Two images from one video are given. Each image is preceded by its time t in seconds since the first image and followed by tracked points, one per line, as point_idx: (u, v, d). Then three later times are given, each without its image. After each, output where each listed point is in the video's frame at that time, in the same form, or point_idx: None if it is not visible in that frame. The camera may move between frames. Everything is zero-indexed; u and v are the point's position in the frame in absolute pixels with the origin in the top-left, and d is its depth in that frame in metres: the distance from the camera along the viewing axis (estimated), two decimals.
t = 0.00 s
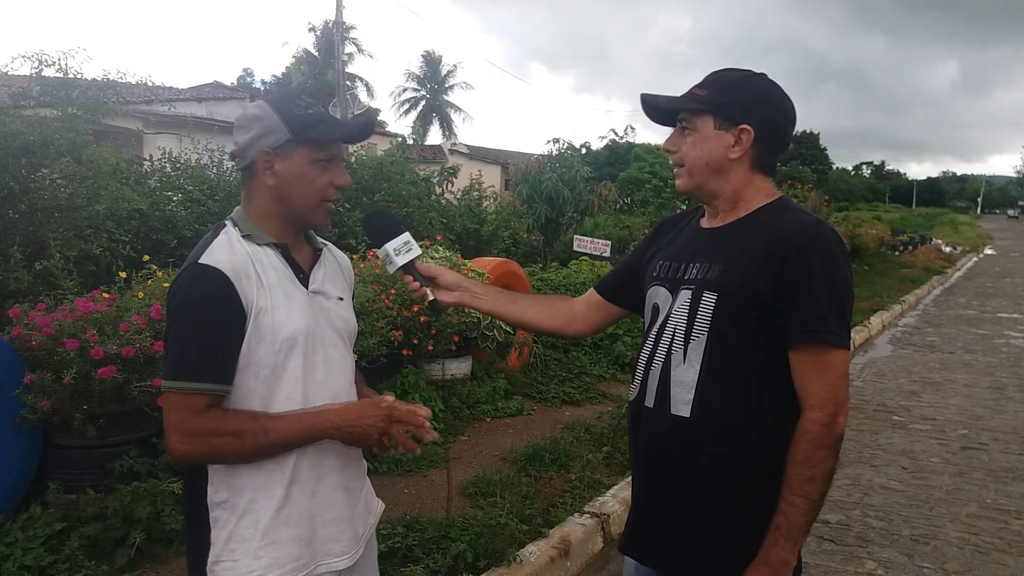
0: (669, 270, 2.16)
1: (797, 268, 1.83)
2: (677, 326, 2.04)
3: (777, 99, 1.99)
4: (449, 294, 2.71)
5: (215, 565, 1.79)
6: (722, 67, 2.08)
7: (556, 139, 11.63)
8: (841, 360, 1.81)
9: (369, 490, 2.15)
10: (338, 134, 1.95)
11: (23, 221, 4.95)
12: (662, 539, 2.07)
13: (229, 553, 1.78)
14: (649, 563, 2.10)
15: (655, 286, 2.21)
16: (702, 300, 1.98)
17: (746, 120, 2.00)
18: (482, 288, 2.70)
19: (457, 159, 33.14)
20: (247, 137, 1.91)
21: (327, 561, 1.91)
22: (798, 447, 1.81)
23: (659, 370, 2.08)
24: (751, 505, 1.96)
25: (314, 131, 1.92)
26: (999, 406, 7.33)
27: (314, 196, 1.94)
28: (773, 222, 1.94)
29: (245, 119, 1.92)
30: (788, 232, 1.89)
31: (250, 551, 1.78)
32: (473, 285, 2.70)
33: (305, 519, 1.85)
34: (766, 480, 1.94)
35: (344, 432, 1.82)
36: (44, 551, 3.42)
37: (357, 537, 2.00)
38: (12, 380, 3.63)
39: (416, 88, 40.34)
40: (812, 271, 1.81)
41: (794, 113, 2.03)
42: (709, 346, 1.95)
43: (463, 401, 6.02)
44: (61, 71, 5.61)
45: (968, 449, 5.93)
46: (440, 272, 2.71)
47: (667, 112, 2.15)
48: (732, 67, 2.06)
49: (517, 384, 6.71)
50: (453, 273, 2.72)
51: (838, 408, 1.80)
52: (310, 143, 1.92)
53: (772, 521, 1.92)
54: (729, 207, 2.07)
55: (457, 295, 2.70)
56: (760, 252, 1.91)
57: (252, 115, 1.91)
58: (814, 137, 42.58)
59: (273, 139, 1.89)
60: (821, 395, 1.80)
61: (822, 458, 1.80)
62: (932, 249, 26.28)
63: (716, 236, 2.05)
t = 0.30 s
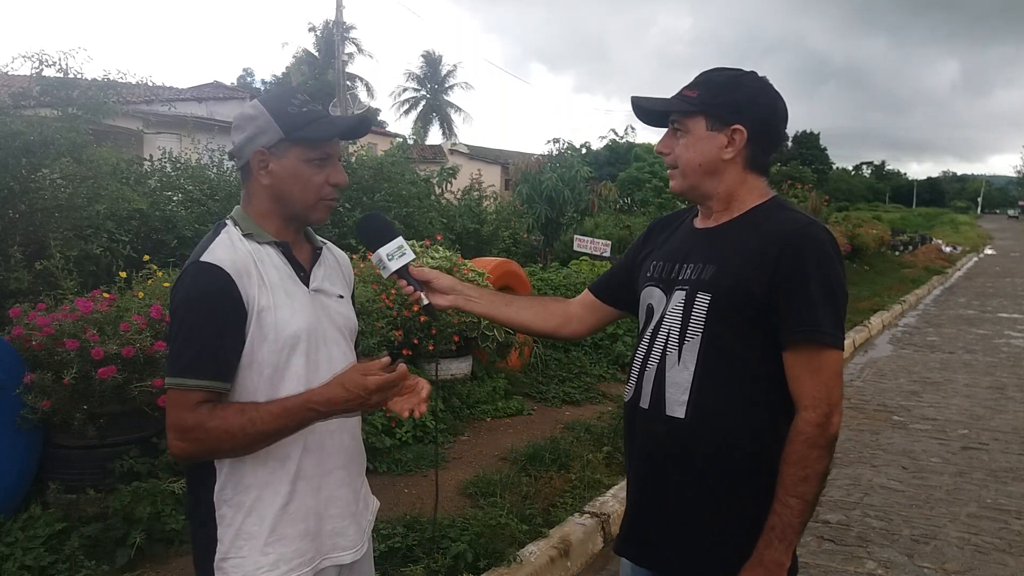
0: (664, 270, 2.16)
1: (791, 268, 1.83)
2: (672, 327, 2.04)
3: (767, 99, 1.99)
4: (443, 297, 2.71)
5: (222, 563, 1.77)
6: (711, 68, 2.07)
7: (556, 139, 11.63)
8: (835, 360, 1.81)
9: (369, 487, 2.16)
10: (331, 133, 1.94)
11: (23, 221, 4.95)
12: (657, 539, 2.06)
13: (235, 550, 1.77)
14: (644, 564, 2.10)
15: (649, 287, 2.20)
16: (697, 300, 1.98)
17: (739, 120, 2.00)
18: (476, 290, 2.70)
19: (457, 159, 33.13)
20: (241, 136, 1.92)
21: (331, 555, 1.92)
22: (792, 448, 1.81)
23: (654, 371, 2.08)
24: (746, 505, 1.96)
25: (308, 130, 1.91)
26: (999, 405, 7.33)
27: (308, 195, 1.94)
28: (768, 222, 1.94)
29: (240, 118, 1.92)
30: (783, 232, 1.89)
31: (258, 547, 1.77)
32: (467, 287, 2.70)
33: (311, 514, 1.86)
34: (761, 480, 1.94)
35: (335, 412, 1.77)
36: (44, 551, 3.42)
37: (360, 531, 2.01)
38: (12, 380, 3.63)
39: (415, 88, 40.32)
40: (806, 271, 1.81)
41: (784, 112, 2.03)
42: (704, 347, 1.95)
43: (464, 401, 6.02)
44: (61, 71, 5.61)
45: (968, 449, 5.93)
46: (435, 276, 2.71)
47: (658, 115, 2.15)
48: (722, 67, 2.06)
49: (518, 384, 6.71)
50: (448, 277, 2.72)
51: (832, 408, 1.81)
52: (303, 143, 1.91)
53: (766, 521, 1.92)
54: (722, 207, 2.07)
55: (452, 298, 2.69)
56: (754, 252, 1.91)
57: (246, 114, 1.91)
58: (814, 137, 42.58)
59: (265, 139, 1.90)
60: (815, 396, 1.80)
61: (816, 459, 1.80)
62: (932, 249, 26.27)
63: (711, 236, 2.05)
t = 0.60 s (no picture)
0: (660, 271, 2.16)
1: (786, 270, 1.83)
2: (667, 327, 2.04)
3: (763, 99, 1.99)
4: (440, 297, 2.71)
5: (223, 561, 1.78)
6: (707, 68, 2.07)
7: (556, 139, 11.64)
8: (829, 362, 1.81)
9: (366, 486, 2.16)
10: (333, 137, 1.93)
11: (23, 221, 4.95)
12: (651, 540, 2.06)
13: (236, 548, 1.77)
14: (637, 564, 2.10)
15: (645, 287, 2.20)
16: (692, 301, 1.98)
17: (736, 121, 2.00)
18: (474, 290, 2.70)
19: (457, 159, 33.15)
20: (243, 137, 1.92)
21: (331, 553, 1.92)
22: (786, 449, 1.82)
23: (649, 372, 2.08)
24: (739, 506, 1.96)
25: (307, 132, 1.91)
26: (998, 406, 7.34)
27: (308, 198, 1.94)
28: (764, 222, 1.95)
29: (243, 119, 1.93)
30: (778, 233, 1.89)
31: (258, 547, 1.77)
32: (466, 287, 2.69)
33: (310, 513, 1.86)
34: (754, 481, 1.95)
35: (342, 425, 1.79)
36: (44, 551, 3.42)
37: (359, 529, 2.02)
38: (12, 380, 3.62)
39: (415, 88, 40.33)
40: (802, 272, 1.81)
41: (781, 113, 2.03)
42: (699, 348, 1.95)
43: (463, 402, 6.02)
44: (61, 71, 5.61)
45: (968, 450, 5.94)
46: (433, 276, 2.71)
47: (654, 116, 2.15)
48: (718, 67, 2.05)
49: (517, 384, 6.72)
50: (444, 276, 2.72)
51: (826, 410, 1.81)
52: (303, 146, 1.91)
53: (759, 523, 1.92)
54: (719, 209, 2.07)
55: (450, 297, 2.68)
56: (750, 253, 1.91)
57: (249, 116, 1.92)
58: (813, 137, 42.62)
59: (265, 141, 1.90)
60: (809, 398, 1.80)
61: (809, 461, 1.80)
62: (932, 250, 26.31)
63: (708, 237, 2.05)
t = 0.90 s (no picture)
0: (659, 271, 2.16)
1: (786, 271, 1.83)
2: (667, 328, 2.04)
3: (763, 99, 1.99)
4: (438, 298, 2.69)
5: (221, 560, 1.77)
6: (708, 68, 2.07)
7: (556, 139, 11.63)
8: (829, 363, 1.81)
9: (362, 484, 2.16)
10: (326, 133, 1.92)
11: (23, 221, 4.95)
12: (650, 541, 2.06)
13: (235, 547, 1.77)
14: (636, 565, 2.10)
15: (645, 287, 2.20)
16: (692, 301, 1.98)
17: (736, 122, 2.00)
18: (474, 292, 2.69)
19: (457, 159, 33.13)
20: (238, 136, 1.93)
21: (328, 551, 1.92)
22: (785, 450, 1.82)
23: (649, 372, 2.08)
24: (739, 507, 1.96)
25: (300, 129, 1.91)
26: (998, 406, 7.34)
27: (301, 195, 1.93)
28: (764, 222, 1.95)
29: (237, 119, 1.94)
30: (778, 234, 1.89)
31: (257, 545, 1.77)
32: (464, 289, 2.68)
33: (308, 510, 1.87)
34: (754, 482, 1.95)
35: (344, 412, 1.79)
36: (44, 551, 3.42)
37: (356, 527, 2.02)
38: (12, 380, 3.62)
39: (415, 88, 40.31)
40: (801, 273, 1.81)
41: (782, 113, 2.03)
42: (699, 349, 1.95)
43: (463, 402, 6.02)
44: (61, 71, 5.61)
45: (968, 450, 5.93)
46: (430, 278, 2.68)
47: (655, 116, 2.15)
48: (720, 67, 2.05)
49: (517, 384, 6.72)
50: (442, 278, 2.69)
51: (826, 412, 1.81)
52: (297, 143, 1.90)
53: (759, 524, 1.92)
54: (719, 209, 2.07)
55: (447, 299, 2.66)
56: (749, 254, 1.91)
57: (243, 115, 1.92)
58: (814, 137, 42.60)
59: (260, 139, 1.90)
60: (809, 399, 1.80)
61: (809, 462, 1.80)
62: (932, 250, 26.30)
63: (708, 237, 2.05)
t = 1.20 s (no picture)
0: (661, 272, 2.16)
1: (790, 271, 1.83)
2: (670, 329, 2.04)
3: (766, 101, 1.99)
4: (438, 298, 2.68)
5: (215, 556, 1.77)
6: (711, 69, 2.07)
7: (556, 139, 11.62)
8: (832, 364, 1.81)
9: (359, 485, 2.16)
10: (324, 135, 1.92)
11: (23, 221, 4.94)
12: (651, 541, 2.05)
13: (230, 542, 1.77)
14: (637, 565, 2.09)
15: (646, 288, 2.20)
16: (695, 302, 1.98)
17: (740, 123, 2.00)
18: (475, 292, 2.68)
19: (457, 159, 33.12)
20: (237, 133, 1.93)
21: (323, 550, 1.92)
22: (789, 451, 1.82)
23: (651, 373, 2.08)
24: (741, 507, 1.96)
25: (299, 130, 1.91)
26: (999, 406, 7.33)
27: (297, 195, 1.92)
28: (767, 223, 1.95)
29: (238, 116, 1.94)
30: (781, 234, 1.89)
31: (250, 542, 1.77)
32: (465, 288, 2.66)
33: (302, 508, 1.87)
34: (756, 483, 1.94)
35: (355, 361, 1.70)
36: (44, 551, 3.42)
37: (351, 527, 2.01)
38: (12, 380, 3.62)
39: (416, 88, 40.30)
40: (805, 274, 1.81)
41: (784, 115, 2.03)
42: (701, 350, 1.95)
43: (464, 402, 6.02)
44: (61, 71, 5.61)
45: (968, 449, 5.93)
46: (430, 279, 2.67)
47: (657, 116, 2.15)
48: (722, 68, 2.05)
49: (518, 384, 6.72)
50: (442, 278, 2.67)
51: (829, 413, 1.81)
52: (295, 143, 1.90)
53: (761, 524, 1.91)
54: (720, 210, 2.07)
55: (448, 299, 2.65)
56: (752, 254, 1.91)
57: (244, 112, 1.93)
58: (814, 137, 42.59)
59: (258, 137, 1.90)
60: (812, 401, 1.80)
61: (812, 463, 1.80)
62: (933, 249, 26.28)
63: (709, 238, 2.05)
